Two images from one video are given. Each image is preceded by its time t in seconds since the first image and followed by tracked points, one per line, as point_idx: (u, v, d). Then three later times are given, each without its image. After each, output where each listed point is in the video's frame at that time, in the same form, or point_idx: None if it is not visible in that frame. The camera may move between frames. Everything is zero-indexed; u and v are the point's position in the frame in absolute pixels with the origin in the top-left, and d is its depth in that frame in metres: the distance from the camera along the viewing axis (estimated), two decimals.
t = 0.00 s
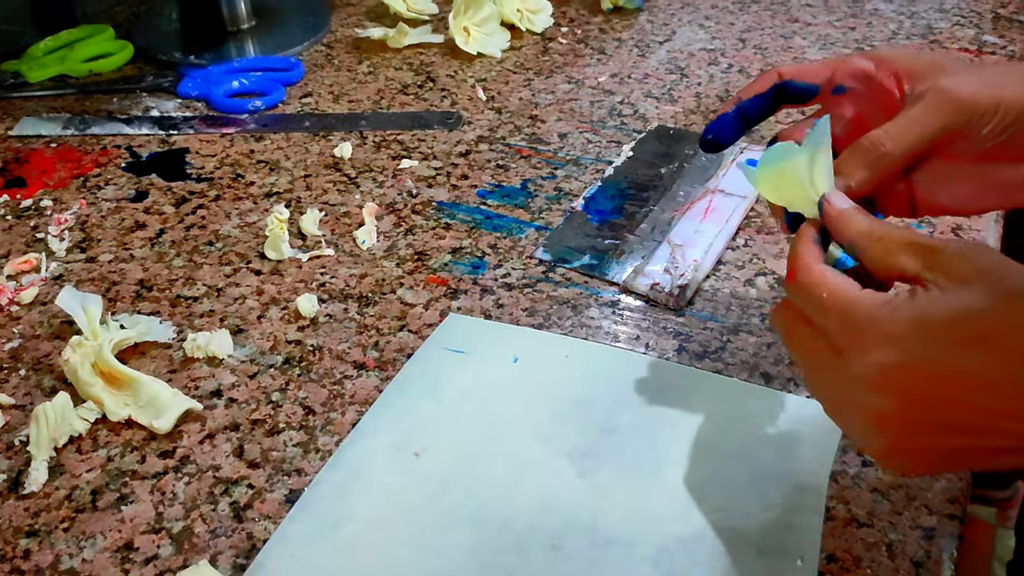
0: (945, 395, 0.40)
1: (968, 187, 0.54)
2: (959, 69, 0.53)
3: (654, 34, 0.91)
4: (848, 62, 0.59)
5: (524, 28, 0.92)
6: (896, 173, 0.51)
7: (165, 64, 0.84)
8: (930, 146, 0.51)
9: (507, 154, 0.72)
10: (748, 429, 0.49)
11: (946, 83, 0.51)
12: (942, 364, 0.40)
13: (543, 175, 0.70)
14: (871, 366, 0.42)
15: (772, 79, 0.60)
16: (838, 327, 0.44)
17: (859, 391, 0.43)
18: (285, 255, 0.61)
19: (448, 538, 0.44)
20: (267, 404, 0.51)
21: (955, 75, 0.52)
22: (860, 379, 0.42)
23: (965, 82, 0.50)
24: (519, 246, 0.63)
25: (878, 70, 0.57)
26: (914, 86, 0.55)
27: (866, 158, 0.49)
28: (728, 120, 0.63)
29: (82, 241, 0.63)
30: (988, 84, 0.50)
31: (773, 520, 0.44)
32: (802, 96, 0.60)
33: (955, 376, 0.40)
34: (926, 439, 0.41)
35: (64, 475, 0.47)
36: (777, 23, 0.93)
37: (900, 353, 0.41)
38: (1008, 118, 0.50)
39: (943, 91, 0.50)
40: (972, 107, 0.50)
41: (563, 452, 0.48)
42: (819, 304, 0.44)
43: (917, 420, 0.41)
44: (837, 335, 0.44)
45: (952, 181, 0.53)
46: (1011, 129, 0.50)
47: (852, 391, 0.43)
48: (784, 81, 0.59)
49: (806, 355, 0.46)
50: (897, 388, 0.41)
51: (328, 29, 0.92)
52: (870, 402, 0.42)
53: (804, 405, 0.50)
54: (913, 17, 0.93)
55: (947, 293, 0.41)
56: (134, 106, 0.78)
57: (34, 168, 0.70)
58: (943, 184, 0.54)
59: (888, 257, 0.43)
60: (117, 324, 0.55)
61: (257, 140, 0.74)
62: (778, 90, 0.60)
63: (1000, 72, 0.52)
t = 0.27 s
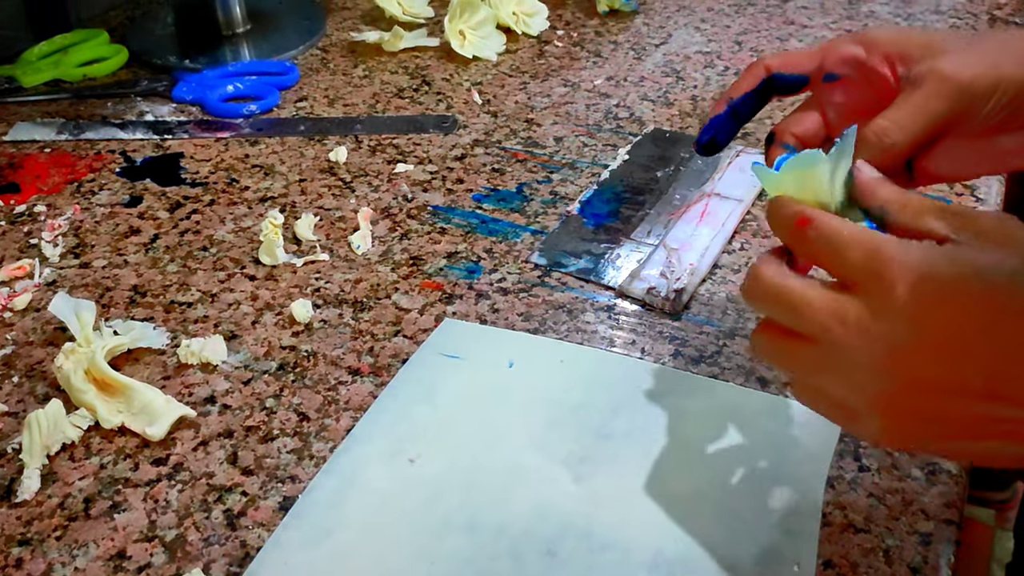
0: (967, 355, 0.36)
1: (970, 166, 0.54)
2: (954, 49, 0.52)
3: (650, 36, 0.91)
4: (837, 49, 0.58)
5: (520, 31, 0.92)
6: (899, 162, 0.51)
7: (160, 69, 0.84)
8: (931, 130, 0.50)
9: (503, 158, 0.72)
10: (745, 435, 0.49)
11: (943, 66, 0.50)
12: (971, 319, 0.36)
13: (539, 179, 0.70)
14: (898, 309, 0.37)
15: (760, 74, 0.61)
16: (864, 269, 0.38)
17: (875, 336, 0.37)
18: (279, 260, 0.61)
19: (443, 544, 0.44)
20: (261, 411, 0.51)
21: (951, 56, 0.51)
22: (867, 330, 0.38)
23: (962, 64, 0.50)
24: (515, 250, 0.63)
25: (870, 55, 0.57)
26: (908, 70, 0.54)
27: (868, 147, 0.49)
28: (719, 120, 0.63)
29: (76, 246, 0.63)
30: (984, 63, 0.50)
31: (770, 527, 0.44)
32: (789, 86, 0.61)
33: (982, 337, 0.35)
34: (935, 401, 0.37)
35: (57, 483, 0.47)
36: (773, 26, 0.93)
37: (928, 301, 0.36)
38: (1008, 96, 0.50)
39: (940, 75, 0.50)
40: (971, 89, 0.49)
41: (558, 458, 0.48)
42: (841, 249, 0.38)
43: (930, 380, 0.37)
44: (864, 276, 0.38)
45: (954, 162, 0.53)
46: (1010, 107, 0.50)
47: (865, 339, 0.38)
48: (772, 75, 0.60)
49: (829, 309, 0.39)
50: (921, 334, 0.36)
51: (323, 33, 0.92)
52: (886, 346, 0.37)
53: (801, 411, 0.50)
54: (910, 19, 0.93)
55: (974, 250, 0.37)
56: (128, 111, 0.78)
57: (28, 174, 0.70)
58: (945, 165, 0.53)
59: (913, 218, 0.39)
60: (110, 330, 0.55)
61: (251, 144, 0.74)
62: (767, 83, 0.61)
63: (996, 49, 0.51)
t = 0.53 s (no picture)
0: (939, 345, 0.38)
1: (960, 162, 0.53)
2: (943, 42, 0.51)
3: (647, 37, 0.91)
4: (827, 42, 0.57)
5: (517, 33, 0.91)
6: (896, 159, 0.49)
7: (157, 71, 0.84)
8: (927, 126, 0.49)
9: (500, 159, 0.72)
10: (742, 436, 0.49)
11: (935, 61, 0.49)
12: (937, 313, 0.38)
13: (536, 180, 0.70)
14: (870, 312, 0.39)
15: (748, 62, 0.60)
16: (835, 278, 0.40)
17: (854, 339, 0.40)
18: (277, 262, 0.61)
19: (441, 547, 0.44)
20: (258, 413, 0.51)
21: (941, 51, 0.50)
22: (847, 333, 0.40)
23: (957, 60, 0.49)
24: (513, 252, 0.63)
25: (861, 49, 0.54)
26: (899, 65, 0.52)
27: (856, 147, 0.46)
28: (706, 107, 0.64)
29: (73, 249, 0.63)
30: (976, 58, 0.49)
31: (767, 528, 0.44)
32: (778, 76, 0.60)
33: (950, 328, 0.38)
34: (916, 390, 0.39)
35: (54, 486, 0.47)
36: (770, 27, 0.93)
37: (896, 300, 0.38)
38: (999, 90, 0.50)
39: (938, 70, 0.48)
40: (968, 85, 0.49)
41: (555, 459, 0.48)
42: (809, 261, 0.40)
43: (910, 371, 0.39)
44: (835, 284, 0.40)
45: (947, 158, 0.52)
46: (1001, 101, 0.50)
47: (845, 342, 0.40)
48: (761, 65, 0.60)
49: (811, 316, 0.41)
50: (895, 333, 0.39)
51: (320, 34, 0.92)
52: (863, 347, 0.39)
53: (799, 412, 0.50)
54: (907, 19, 0.93)
55: (934, 244, 0.39)
56: (125, 113, 0.78)
57: (25, 176, 0.70)
58: (939, 163, 0.52)
59: (864, 221, 0.41)
60: (107, 333, 0.55)
61: (249, 147, 0.74)
62: (756, 71, 0.60)
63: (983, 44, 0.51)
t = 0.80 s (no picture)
0: (940, 341, 0.38)
1: (934, 164, 0.56)
2: (925, 49, 0.51)
3: (644, 39, 0.91)
4: (812, 40, 0.57)
5: (515, 35, 0.92)
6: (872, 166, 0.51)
7: (154, 74, 0.84)
8: (902, 138, 0.51)
9: (498, 162, 0.72)
10: (740, 437, 0.49)
11: (916, 72, 0.50)
12: (939, 309, 0.38)
13: (534, 183, 0.70)
14: (876, 307, 0.39)
15: (733, 58, 0.59)
16: (841, 272, 0.39)
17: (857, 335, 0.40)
18: (274, 265, 0.61)
19: (439, 550, 0.44)
20: (256, 417, 0.51)
21: (921, 61, 0.51)
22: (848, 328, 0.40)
23: (936, 73, 0.50)
24: (510, 255, 0.63)
25: (843, 53, 0.54)
26: (879, 71, 0.52)
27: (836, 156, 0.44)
28: (688, 102, 0.63)
29: (70, 253, 0.63)
30: (955, 71, 0.51)
31: (765, 529, 0.44)
32: (760, 72, 0.59)
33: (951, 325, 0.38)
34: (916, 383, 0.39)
35: (52, 490, 0.47)
36: (767, 29, 0.93)
37: (901, 298, 0.38)
38: (971, 103, 0.52)
39: (917, 85, 0.50)
40: (941, 102, 0.51)
41: (553, 461, 0.48)
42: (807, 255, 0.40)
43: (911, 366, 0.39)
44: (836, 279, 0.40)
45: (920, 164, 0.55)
46: (974, 114, 0.53)
47: (847, 339, 0.40)
48: (743, 60, 0.59)
49: (810, 310, 0.41)
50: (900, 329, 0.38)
51: (318, 37, 0.92)
52: (870, 342, 0.39)
53: (796, 413, 0.50)
54: (903, 21, 0.93)
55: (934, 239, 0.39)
56: (123, 116, 0.78)
57: (23, 180, 0.70)
58: (912, 165, 0.55)
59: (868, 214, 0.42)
60: (105, 337, 0.55)
61: (246, 150, 0.74)
62: (739, 67, 0.59)
63: (965, 50, 0.52)
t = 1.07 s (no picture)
0: (891, 362, 0.38)
1: (900, 156, 0.55)
2: (891, 39, 0.52)
3: (643, 41, 0.91)
4: (779, 29, 0.57)
5: (514, 37, 0.92)
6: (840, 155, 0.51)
7: (153, 76, 0.84)
8: (869, 127, 0.51)
9: (497, 163, 0.72)
10: (740, 440, 0.49)
11: (882, 62, 0.50)
12: (887, 330, 0.38)
13: (534, 184, 0.70)
14: (820, 325, 0.39)
15: (702, 46, 0.58)
16: (788, 287, 0.40)
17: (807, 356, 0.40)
18: (273, 268, 0.61)
19: (437, 555, 0.43)
20: (255, 420, 0.51)
21: (887, 51, 0.51)
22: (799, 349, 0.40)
23: (903, 63, 0.50)
24: (510, 257, 0.63)
25: (813, 45, 0.55)
26: (847, 61, 0.52)
27: (796, 148, 0.48)
28: (656, 90, 0.61)
29: (69, 256, 0.63)
30: (922, 64, 0.51)
31: (764, 532, 0.44)
32: (727, 61, 0.59)
33: (899, 345, 0.38)
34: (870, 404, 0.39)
35: (51, 494, 0.47)
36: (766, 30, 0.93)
37: (848, 315, 0.38)
38: (937, 94, 0.52)
39: (884, 73, 0.50)
40: (908, 92, 0.51)
41: (552, 465, 0.48)
42: (760, 275, 0.41)
43: (863, 387, 0.39)
44: (787, 300, 0.40)
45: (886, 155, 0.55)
46: (941, 104, 0.52)
47: (797, 356, 0.40)
48: (712, 50, 0.58)
49: (763, 330, 0.42)
50: (849, 351, 0.38)
51: (317, 38, 0.92)
52: (815, 360, 0.39)
53: (796, 416, 0.50)
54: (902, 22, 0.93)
55: (881, 258, 0.39)
56: (122, 118, 0.78)
57: (21, 182, 0.70)
58: (879, 155, 0.55)
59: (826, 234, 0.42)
60: (104, 340, 0.55)
61: (245, 152, 0.74)
62: (708, 56, 0.59)
63: (930, 41, 0.52)
